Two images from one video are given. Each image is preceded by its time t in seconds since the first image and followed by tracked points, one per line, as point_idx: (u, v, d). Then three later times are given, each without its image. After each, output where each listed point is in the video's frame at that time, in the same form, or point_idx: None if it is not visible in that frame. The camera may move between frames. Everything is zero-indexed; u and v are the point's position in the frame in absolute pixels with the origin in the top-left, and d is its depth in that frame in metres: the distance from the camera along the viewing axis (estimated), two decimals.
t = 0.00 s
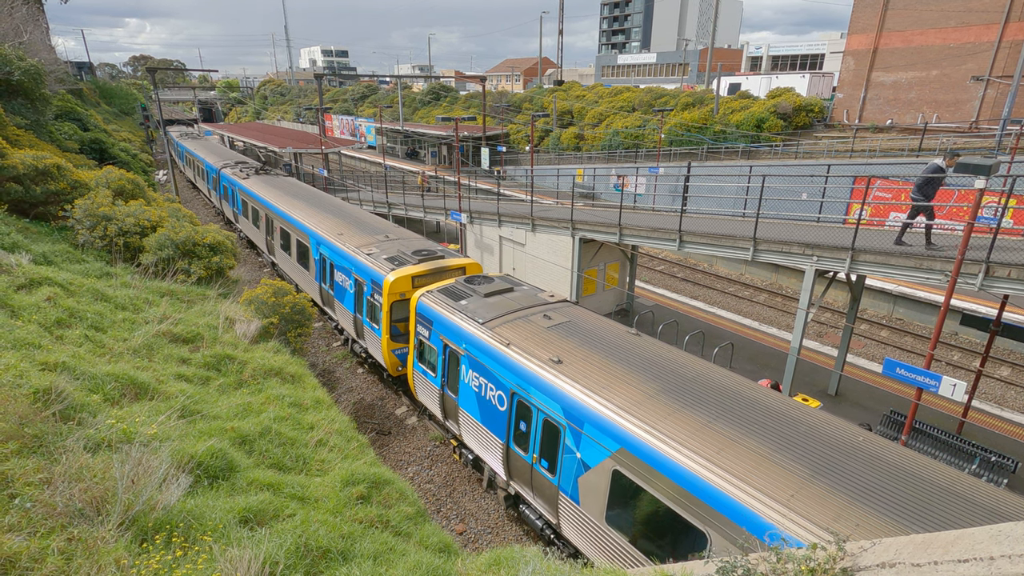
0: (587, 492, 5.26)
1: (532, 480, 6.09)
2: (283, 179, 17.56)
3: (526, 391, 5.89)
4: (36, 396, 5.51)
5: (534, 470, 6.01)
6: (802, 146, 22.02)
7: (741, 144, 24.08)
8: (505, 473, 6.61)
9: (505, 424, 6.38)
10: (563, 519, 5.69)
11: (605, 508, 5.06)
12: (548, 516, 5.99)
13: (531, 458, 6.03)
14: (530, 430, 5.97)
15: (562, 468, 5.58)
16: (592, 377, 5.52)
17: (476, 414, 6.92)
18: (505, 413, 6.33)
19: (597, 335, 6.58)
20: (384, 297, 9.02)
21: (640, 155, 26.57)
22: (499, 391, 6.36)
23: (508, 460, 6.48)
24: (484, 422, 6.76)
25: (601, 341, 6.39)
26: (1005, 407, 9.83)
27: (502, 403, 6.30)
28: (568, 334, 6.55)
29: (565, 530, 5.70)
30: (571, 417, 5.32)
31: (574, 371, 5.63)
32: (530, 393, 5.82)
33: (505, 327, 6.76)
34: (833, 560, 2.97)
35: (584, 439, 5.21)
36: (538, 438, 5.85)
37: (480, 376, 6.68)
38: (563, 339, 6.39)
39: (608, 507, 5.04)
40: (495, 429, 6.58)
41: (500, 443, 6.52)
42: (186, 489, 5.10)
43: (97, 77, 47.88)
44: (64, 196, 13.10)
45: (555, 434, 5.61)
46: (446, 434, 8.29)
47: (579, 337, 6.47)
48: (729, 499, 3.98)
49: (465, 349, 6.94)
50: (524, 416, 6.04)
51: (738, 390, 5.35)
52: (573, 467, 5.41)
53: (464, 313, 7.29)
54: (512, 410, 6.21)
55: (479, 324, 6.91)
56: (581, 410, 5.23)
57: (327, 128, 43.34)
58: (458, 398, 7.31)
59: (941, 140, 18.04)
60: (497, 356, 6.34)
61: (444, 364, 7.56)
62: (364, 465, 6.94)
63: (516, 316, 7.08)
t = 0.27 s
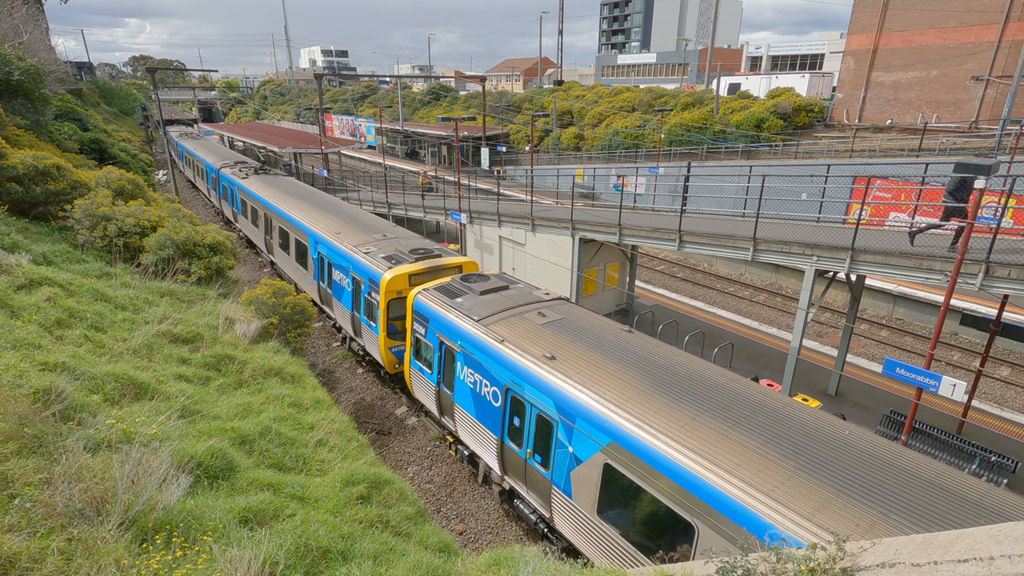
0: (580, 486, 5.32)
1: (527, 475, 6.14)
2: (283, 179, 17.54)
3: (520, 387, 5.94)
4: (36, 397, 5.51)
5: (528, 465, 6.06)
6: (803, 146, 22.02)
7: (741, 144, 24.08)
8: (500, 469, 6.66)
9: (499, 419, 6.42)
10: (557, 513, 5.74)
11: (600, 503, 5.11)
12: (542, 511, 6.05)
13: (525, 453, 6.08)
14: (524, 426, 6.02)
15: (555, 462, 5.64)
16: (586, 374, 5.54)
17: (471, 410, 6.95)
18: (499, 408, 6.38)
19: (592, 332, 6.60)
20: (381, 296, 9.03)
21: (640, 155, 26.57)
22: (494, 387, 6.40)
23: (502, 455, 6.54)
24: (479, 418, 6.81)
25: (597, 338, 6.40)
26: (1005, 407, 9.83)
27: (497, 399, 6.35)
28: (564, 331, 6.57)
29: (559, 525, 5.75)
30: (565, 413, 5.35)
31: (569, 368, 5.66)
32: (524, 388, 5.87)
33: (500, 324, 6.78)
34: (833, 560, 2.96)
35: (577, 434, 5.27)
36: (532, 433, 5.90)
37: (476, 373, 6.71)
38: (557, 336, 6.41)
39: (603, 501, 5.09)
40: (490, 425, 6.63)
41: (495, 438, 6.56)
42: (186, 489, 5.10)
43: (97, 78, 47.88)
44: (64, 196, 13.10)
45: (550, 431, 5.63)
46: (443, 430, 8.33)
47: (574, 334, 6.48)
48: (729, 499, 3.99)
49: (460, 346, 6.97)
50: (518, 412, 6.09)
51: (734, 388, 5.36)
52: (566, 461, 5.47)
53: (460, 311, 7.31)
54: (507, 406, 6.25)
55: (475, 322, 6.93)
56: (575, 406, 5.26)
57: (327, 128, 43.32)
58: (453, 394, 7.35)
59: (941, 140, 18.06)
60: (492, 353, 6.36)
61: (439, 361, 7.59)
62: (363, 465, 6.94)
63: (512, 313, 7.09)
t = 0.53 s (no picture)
0: (570, 478, 5.44)
1: (519, 468, 6.25)
2: (282, 178, 17.52)
3: (513, 382, 6.06)
4: (36, 396, 5.51)
5: (520, 458, 6.18)
6: (803, 146, 22.01)
7: (741, 143, 24.07)
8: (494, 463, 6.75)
9: (492, 413, 6.54)
10: (547, 504, 5.86)
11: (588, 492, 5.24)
12: (534, 503, 6.16)
13: (517, 447, 6.20)
14: (516, 419, 6.14)
15: (545, 455, 5.77)
16: (578, 370, 5.63)
17: (466, 405, 7.05)
18: (493, 403, 6.49)
19: (584, 329, 6.71)
20: (377, 293, 9.06)
21: (640, 155, 26.56)
22: (488, 382, 6.51)
23: (496, 449, 6.65)
24: (473, 413, 6.93)
25: (597, 338, 6.42)
26: (1005, 407, 9.82)
27: (491, 394, 6.45)
28: (563, 331, 6.59)
29: (550, 516, 5.86)
30: (557, 406, 5.47)
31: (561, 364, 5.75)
32: (516, 383, 5.98)
33: (495, 320, 6.87)
34: (834, 560, 2.96)
35: (567, 427, 5.38)
36: (524, 427, 6.02)
37: (470, 369, 6.81)
38: (550, 333, 6.51)
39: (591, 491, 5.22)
40: (483, 420, 6.75)
41: (488, 432, 6.68)
42: (186, 489, 5.10)
43: (98, 78, 47.90)
44: (64, 196, 13.10)
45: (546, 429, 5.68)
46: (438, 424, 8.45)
47: (574, 334, 6.49)
48: (729, 499, 3.99)
49: (455, 342, 7.08)
50: (510, 406, 6.20)
51: (735, 389, 5.36)
52: (556, 454, 5.59)
53: (455, 308, 7.39)
54: (500, 401, 6.36)
55: (470, 319, 7.02)
56: (568, 400, 5.37)
57: (327, 128, 43.33)
58: (448, 389, 7.46)
59: (942, 140, 18.06)
60: (487, 349, 6.46)
61: (434, 357, 7.69)
62: (364, 465, 6.94)
63: (510, 312, 7.12)
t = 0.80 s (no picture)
0: (559, 469, 5.55)
1: (511, 460, 6.36)
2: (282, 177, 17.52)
3: (504, 375, 6.14)
4: (37, 396, 5.52)
5: (512, 451, 6.29)
6: (804, 146, 22.01)
7: (741, 143, 24.06)
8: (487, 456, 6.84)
9: (484, 407, 6.62)
10: (537, 495, 5.97)
11: (576, 482, 5.36)
12: (525, 494, 6.28)
13: (509, 439, 6.30)
14: (508, 412, 6.23)
15: (535, 447, 5.87)
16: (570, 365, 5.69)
17: (458, 399, 7.14)
18: (485, 396, 6.56)
19: (575, 324, 6.78)
20: (374, 290, 9.05)
21: (640, 155, 26.56)
22: (480, 376, 6.59)
23: (488, 442, 6.76)
24: (465, 406, 7.01)
25: (595, 337, 6.41)
26: (1006, 407, 9.82)
27: (482, 388, 6.53)
28: (562, 329, 6.57)
29: (540, 507, 5.97)
30: (547, 399, 5.55)
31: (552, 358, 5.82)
32: (507, 376, 6.08)
33: (488, 316, 6.92)
34: (835, 560, 2.96)
35: (556, 419, 5.49)
36: (515, 419, 6.13)
37: (463, 364, 6.87)
38: (541, 328, 6.58)
39: (579, 481, 5.34)
40: (475, 413, 6.85)
41: (480, 425, 6.77)
42: (187, 489, 5.10)
43: (99, 78, 47.95)
44: (65, 196, 13.11)
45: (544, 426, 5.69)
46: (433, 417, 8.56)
47: (573, 333, 6.48)
48: (730, 499, 3.98)
49: (449, 337, 7.13)
50: (502, 400, 6.29)
51: (735, 388, 5.35)
52: (546, 445, 5.69)
53: (449, 303, 7.42)
54: (492, 395, 6.43)
55: (463, 314, 7.07)
56: (557, 392, 5.46)
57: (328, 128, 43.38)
58: (441, 383, 7.53)
59: (943, 140, 18.05)
60: (479, 343, 6.54)
61: (428, 351, 7.74)
62: (364, 465, 6.94)
63: (508, 310, 7.09)
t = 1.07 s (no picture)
0: (546, 458, 5.72)
1: (501, 451, 6.53)
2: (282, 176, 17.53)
3: (494, 369, 6.28)
4: (38, 396, 5.52)
5: (501, 442, 6.45)
6: (804, 146, 22.02)
7: (741, 144, 24.06)
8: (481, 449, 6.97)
9: (475, 399, 6.77)
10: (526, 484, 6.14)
11: (563, 471, 5.53)
12: (514, 483, 6.45)
13: (499, 430, 6.46)
14: (498, 405, 6.38)
15: (523, 437, 6.04)
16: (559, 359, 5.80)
17: (451, 392, 7.29)
18: (475, 389, 6.71)
19: (564, 319, 6.90)
20: (368, 286, 9.14)
21: (641, 156, 26.57)
22: (471, 369, 6.73)
23: (479, 434, 6.91)
24: (457, 399, 7.16)
25: (594, 336, 6.40)
26: (1007, 408, 9.82)
27: (473, 380, 6.67)
28: (562, 329, 6.56)
29: (529, 496, 6.14)
30: (535, 391, 5.70)
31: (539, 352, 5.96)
32: (497, 369, 6.22)
33: (479, 311, 7.03)
34: (835, 561, 2.96)
35: (543, 409, 5.65)
36: (504, 411, 6.28)
37: (455, 358, 7.01)
38: (531, 322, 6.69)
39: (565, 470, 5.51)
40: (466, 405, 7.00)
41: (471, 417, 6.93)
42: (187, 489, 5.10)
43: (100, 78, 47.99)
44: (66, 196, 13.11)
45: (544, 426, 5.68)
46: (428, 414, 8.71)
47: (573, 332, 6.47)
48: (731, 500, 3.97)
49: (441, 332, 7.25)
50: (492, 392, 6.44)
51: (735, 388, 5.35)
52: (533, 436, 5.86)
53: (441, 298, 7.52)
54: (483, 388, 6.57)
55: (455, 309, 7.17)
56: (544, 384, 5.60)
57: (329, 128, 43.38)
58: (434, 377, 7.67)
59: (943, 140, 18.05)
60: (470, 337, 6.66)
61: (421, 346, 7.86)
62: (365, 465, 6.95)
63: (507, 309, 7.09)
